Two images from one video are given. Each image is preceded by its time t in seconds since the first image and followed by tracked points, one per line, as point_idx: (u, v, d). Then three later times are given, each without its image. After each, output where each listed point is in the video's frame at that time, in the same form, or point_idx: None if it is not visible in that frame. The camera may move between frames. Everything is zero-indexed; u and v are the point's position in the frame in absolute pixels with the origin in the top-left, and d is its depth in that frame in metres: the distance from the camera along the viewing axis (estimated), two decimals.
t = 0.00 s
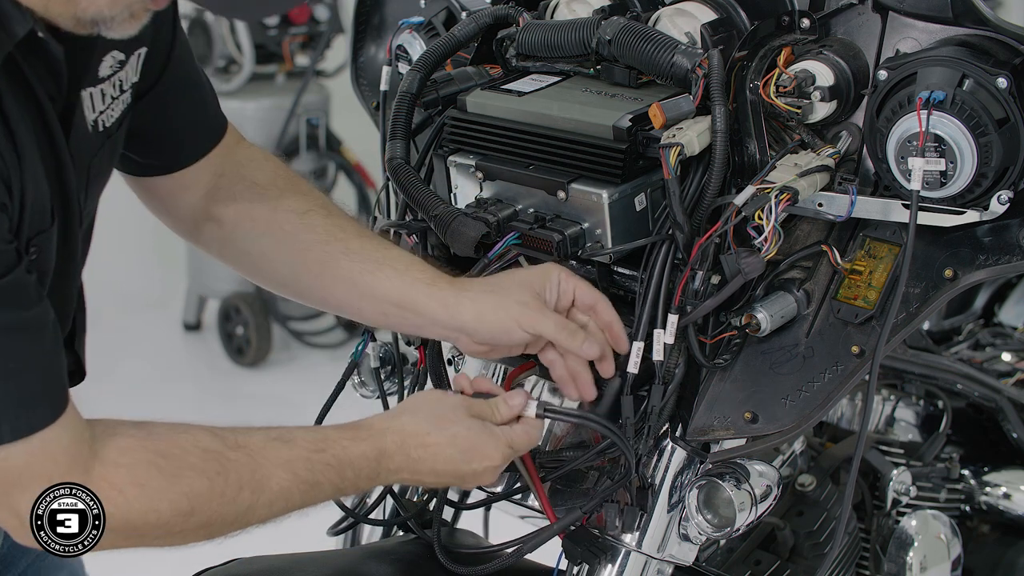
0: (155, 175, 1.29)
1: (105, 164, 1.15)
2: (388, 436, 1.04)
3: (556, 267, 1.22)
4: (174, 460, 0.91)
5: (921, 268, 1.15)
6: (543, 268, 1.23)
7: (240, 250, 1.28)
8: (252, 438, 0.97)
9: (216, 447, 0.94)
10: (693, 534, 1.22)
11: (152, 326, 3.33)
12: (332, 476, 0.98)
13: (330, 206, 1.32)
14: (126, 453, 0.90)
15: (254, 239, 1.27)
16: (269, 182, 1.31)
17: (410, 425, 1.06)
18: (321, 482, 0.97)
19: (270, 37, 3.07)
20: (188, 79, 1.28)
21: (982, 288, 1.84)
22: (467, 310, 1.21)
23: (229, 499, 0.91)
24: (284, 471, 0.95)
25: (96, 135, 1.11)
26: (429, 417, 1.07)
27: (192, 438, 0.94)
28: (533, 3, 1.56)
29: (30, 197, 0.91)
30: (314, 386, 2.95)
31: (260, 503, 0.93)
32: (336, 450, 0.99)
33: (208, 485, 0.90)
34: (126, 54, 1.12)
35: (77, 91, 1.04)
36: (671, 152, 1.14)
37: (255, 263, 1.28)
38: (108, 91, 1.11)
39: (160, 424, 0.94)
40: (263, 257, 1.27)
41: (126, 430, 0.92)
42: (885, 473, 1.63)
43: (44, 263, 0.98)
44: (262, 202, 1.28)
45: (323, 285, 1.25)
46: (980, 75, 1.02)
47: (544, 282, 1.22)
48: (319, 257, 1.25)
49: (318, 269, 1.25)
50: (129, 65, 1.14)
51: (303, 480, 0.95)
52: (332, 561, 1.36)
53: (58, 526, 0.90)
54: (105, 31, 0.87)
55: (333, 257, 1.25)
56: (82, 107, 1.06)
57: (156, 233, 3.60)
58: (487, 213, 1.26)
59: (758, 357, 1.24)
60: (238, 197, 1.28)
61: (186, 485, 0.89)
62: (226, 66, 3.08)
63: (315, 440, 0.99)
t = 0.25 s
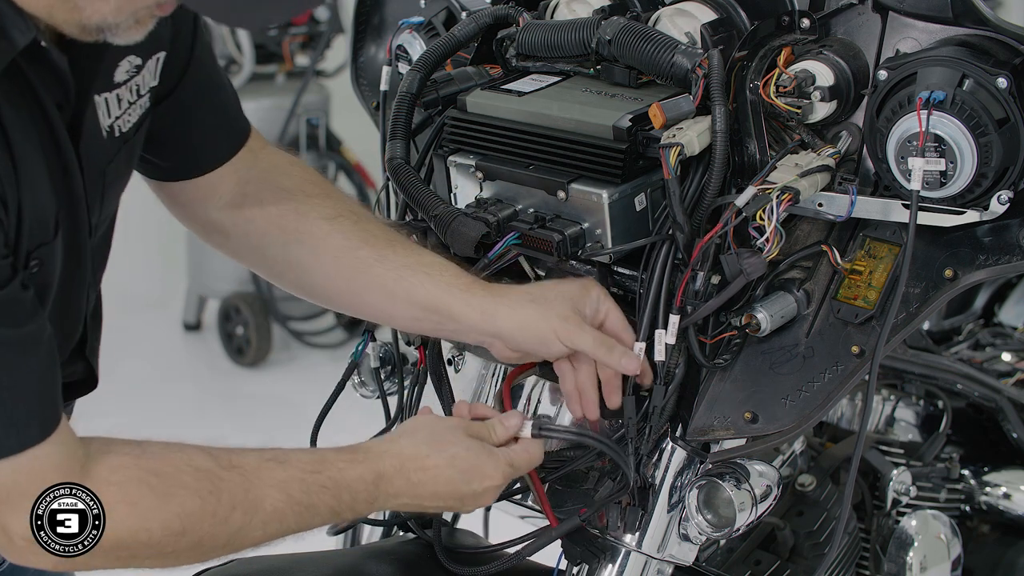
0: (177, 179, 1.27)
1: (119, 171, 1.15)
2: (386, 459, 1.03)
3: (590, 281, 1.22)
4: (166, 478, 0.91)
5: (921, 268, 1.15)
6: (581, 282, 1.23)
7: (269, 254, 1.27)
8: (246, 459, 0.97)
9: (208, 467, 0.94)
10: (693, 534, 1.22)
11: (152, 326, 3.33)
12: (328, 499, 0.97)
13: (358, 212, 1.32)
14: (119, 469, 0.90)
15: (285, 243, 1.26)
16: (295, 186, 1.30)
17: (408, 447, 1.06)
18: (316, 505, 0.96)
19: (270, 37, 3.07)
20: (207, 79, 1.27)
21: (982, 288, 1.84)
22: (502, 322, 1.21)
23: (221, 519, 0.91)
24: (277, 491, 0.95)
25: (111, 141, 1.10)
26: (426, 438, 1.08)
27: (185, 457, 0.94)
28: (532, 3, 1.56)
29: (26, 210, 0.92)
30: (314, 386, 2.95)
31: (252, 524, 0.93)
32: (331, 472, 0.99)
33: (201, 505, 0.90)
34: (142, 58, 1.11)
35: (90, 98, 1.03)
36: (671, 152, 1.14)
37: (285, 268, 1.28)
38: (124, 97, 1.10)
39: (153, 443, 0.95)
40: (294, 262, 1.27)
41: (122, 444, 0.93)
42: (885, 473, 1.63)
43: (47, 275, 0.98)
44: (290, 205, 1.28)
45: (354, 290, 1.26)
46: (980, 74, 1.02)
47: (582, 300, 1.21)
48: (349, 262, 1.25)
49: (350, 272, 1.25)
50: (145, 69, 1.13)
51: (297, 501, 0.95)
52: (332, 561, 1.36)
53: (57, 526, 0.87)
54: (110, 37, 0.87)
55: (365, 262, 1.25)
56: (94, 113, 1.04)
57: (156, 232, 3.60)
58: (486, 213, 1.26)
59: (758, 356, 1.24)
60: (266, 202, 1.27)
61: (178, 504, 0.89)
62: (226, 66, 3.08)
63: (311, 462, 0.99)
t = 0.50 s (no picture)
0: (200, 172, 1.28)
1: (150, 164, 1.15)
2: (390, 468, 1.02)
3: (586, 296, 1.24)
4: (167, 478, 0.91)
5: (920, 268, 1.15)
6: (573, 293, 1.25)
7: (283, 254, 1.27)
8: (250, 462, 0.96)
9: (211, 469, 0.93)
10: (693, 534, 1.22)
11: (152, 326, 3.32)
12: (330, 506, 0.97)
13: (374, 214, 1.31)
14: (122, 466, 0.90)
15: (300, 243, 1.26)
16: (316, 185, 1.29)
17: (413, 456, 1.04)
18: (317, 512, 0.96)
19: (270, 37, 3.07)
20: (234, 76, 1.27)
21: (982, 288, 1.84)
22: (501, 330, 1.22)
23: (219, 522, 0.91)
24: (278, 497, 0.94)
25: (142, 134, 1.12)
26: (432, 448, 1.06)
27: (189, 457, 0.93)
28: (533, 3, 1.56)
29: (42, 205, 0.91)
30: (314, 386, 2.95)
31: (251, 527, 0.93)
32: (335, 479, 0.98)
33: (201, 507, 0.90)
34: (172, 53, 1.13)
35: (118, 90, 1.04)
36: (671, 152, 1.14)
37: (297, 267, 1.27)
38: (154, 90, 1.11)
39: (160, 442, 0.94)
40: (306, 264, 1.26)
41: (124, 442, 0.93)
42: (885, 473, 1.63)
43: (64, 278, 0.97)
44: (308, 204, 1.27)
45: (367, 291, 1.25)
46: (980, 75, 1.02)
47: (577, 309, 1.23)
48: (362, 267, 1.24)
49: (362, 276, 1.24)
50: (177, 63, 1.15)
51: (298, 508, 0.95)
52: (332, 561, 1.36)
53: (58, 526, 0.89)
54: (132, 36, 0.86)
55: (379, 266, 1.24)
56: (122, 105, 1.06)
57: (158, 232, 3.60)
58: (486, 213, 1.26)
59: (758, 356, 1.24)
60: (284, 199, 1.27)
61: (177, 505, 0.89)
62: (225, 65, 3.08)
63: (315, 469, 0.98)
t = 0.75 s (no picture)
0: (198, 186, 1.28)
1: (167, 168, 1.15)
2: (405, 492, 1.01)
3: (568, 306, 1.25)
4: (179, 478, 0.91)
5: (920, 268, 1.15)
6: (550, 304, 1.26)
7: (271, 273, 1.27)
8: (265, 469, 0.96)
9: (225, 472, 0.93)
10: (692, 534, 1.21)
11: (152, 326, 3.32)
12: (340, 521, 0.96)
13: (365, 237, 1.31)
14: (133, 465, 0.90)
15: (289, 262, 1.25)
16: (309, 207, 1.29)
17: (426, 481, 1.02)
18: (326, 525, 0.96)
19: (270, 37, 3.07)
20: (245, 94, 1.28)
21: (982, 288, 1.84)
22: (484, 343, 1.21)
23: (230, 526, 0.91)
24: (291, 507, 0.94)
25: (158, 140, 1.11)
26: (445, 473, 1.03)
27: (202, 459, 0.93)
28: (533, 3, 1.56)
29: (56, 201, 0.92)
30: (314, 386, 2.95)
31: (261, 533, 0.93)
32: (347, 497, 0.97)
33: (212, 510, 0.90)
34: (195, 62, 1.13)
35: (135, 94, 1.04)
36: (671, 152, 1.14)
37: (287, 287, 1.26)
38: (173, 97, 1.12)
39: (176, 441, 0.95)
40: (293, 285, 1.26)
41: (136, 438, 0.93)
42: (885, 473, 1.63)
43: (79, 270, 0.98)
44: (300, 224, 1.27)
45: (356, 314, 1.23)
46: (980, 74, 1.02)
47: (553, 315, 1.24)
48: (349, 287, 1.24)
49: (349, 297, 1.23)
50: (197, 73, 1.15)
51: (310, 521, 0.95)
52: (332, 561, 1.36)
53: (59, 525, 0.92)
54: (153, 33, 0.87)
55: (367, 287, 1.24)
56: (139, 111, 1.06)
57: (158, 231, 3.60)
58: (486, 213, 1.26)
59: (758, 356, 1.24)
60: (282, 219, 1.27)
61: (187, 507, 0.89)
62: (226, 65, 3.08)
63: (328, 483, 0.98)
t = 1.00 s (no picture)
0: (203, 182, 1.27)
1: (175, 166, 1.15)
2: (478, 468, 1.02)
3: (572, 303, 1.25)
4: (247, 452, 0.91)
5: (921, 268, 1.15)
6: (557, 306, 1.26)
7: (278, 270, 1.27)
8: (333, 445, 0.97)
9: (293, 447, 0.94)
10: (692, 534, 1.22)
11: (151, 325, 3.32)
12: (410, 495, 0.99)
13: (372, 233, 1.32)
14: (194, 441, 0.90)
15: (297, 260, 1.26)
16: (317, 204, 1.30)
17: (499, 457, 1.03)
18: (398, 498, 0.98)
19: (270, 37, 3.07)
20: (256, 94, 1.26)
21: (982, 288, 1.84)
22: (489, 342, 1.23)
23: (303, 500, 0.92)
24: (361, 482, 0.96)
25: (167, 139, 1.11)
26: (520, 445, 1.04)
27: (269, 433, 0.94)
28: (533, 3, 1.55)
29: (83, 192, 0.90)
30: (314, 386, 2.95)
31: (333, 506, 0.94)
32: (418, 470, 0.99)
33: (282, 484, 0.91)
34: (204, 61, 1.13)
35: (147, 95, 1.04)
36: (671, 152, 1.14)
37: (295, 284, 1.27)
38: (182, 97, 1.11)
39: (242, 419, 0.95)
40: (301, 282, 1.27)
41: (192, 416, 0.92)
42: (885, 473, 1.63)
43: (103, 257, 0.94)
44: (308, 222, 1.27)
45: (364, 310, 1.25)
46: (980, 75, 1.02)
47: (561, 317, 1.24)
48: (357, 286, 1.25)
49: (359, 295, 1.25)
50: (206, 72, 1.15)
51: (380, 494, 0.97)
52: (332, 561, 1.36)
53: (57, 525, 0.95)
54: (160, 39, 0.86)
55: (376, 286, 1.25)
56: (149, 111, 1.06)
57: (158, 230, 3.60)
58: (486, 213, 1.26)
59: (758, 356, 1.24)
60: (289, 219, 1.27)
61: (256, 480, 0.90)
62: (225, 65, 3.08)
63: (400, 457, 0.99)
